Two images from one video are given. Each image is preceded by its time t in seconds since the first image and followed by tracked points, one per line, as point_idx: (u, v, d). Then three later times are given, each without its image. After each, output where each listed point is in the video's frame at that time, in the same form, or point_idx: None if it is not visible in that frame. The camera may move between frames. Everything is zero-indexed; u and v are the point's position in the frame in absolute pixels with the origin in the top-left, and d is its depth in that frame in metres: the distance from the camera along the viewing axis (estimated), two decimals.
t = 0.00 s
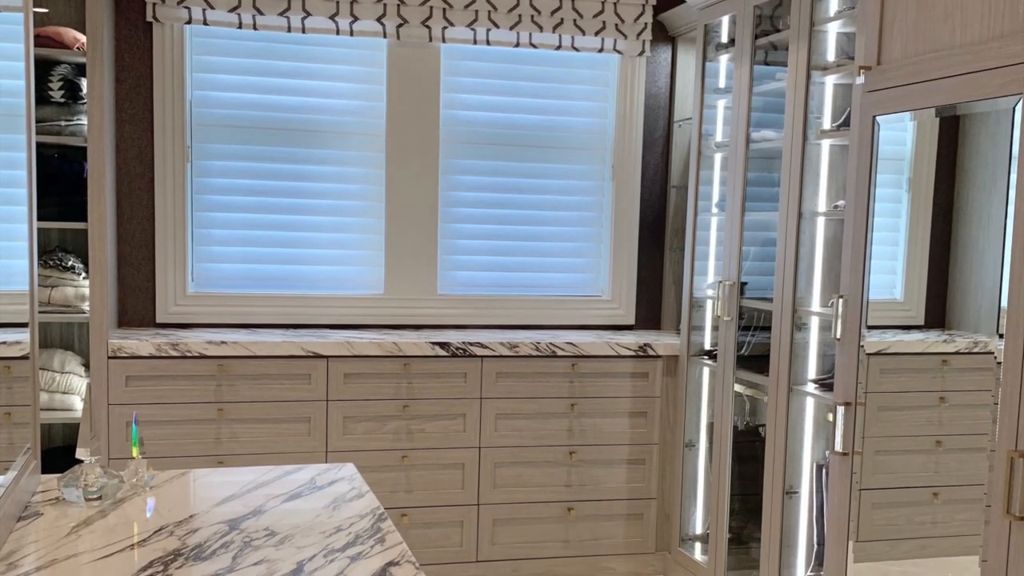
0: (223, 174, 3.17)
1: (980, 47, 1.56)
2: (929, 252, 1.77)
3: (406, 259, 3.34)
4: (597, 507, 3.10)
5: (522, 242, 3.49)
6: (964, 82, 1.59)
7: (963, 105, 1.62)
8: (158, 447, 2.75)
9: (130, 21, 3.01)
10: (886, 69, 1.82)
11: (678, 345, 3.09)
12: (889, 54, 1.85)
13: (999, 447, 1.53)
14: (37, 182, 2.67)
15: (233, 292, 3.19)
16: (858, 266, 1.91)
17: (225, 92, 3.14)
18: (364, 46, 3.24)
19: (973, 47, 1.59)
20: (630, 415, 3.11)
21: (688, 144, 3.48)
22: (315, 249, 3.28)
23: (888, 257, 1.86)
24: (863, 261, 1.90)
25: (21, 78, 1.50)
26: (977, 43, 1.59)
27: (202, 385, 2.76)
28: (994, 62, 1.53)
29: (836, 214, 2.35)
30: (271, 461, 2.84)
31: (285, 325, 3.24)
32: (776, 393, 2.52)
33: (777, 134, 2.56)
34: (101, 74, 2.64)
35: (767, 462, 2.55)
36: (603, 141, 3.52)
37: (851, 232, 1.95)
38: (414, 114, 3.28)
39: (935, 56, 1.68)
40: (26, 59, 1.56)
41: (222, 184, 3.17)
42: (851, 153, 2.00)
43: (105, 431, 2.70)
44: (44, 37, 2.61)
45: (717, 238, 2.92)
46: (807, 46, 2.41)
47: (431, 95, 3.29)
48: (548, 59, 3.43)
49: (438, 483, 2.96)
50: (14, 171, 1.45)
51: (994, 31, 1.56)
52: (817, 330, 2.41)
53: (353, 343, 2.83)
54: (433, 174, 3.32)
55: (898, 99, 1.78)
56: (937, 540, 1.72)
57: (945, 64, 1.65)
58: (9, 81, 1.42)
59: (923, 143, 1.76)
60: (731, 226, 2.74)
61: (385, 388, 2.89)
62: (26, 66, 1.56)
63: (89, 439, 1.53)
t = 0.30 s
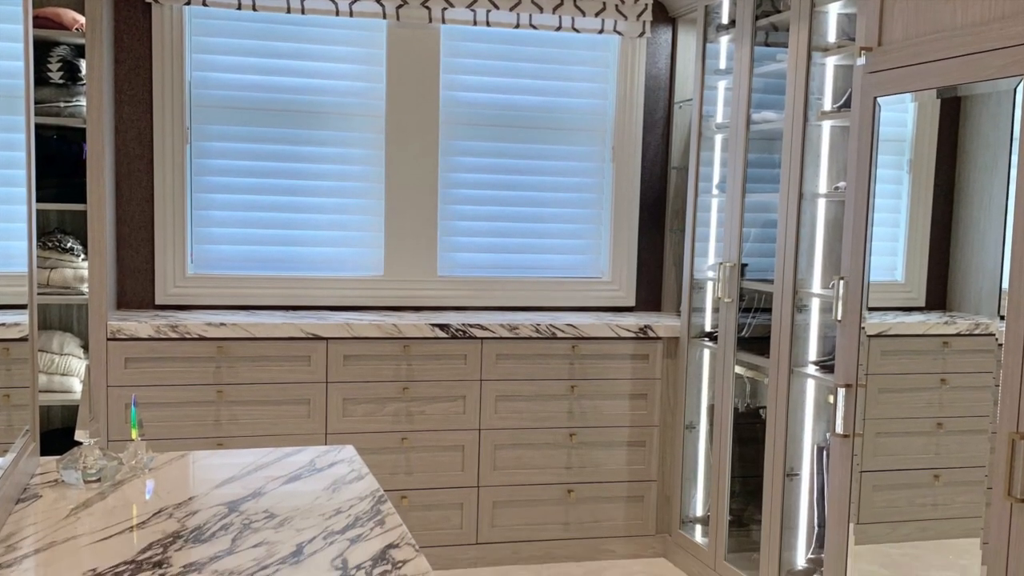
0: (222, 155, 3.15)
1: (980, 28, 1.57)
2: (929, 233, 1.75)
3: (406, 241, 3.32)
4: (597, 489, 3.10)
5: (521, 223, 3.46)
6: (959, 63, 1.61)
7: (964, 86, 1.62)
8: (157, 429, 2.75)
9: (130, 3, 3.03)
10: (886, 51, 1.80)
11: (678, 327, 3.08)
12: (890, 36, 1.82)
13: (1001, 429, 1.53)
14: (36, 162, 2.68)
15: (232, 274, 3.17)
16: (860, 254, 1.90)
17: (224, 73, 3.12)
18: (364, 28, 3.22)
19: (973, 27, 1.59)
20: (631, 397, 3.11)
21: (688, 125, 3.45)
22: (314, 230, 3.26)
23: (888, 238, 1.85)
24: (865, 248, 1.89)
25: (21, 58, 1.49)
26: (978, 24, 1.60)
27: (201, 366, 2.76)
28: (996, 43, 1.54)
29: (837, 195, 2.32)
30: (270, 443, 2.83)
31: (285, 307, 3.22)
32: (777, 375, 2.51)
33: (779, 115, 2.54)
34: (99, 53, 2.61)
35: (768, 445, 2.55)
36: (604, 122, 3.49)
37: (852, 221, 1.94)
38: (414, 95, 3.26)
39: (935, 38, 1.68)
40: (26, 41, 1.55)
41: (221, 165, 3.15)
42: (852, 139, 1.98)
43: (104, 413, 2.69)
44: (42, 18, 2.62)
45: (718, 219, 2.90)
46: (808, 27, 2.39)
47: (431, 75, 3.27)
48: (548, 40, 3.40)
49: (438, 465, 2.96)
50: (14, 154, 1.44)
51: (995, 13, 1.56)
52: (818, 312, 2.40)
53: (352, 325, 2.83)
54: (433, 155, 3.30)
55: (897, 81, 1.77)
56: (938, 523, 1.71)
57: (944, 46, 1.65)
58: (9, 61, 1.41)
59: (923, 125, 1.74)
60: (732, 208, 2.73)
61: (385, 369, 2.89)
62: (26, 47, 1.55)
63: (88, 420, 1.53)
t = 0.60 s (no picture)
0: (221, 137, 3.13)
1: (982, 9, 1.58)
2: (930, 215, 1.73)
3: (406, 222, 3.30)
4: (597, 471, 3.10)
5: (521, 205, 3.44)
6: (961, 44, 1.62)
7: (966, 68, 1.63)
8: (157, 411, 2.75)
9: None
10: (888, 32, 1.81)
11: (678, 308, 3.08)
12: (890, 17, 1.82)
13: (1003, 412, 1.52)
14: (35, 144, 2.65)
15: (232, 256, 3.16)
16: (860, 230, 1.91)
17: (222, 53, 3.10)
18: (363, 8, 3.19)
19: (974, 9, 1.60)
20: (631, 378, 3.10)
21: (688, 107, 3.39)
22: (313, 212, 3.24)
23: (889, 219, 1.85)
24: (864, 222, 1.90)
25: (19, 38, 1.48)
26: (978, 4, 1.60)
27: (201, 348, 2.76)
28: (998, 24, 1.54)
29: (837, 176, 2.29)
30: (270, 425, 2.83)
31: (284, 289, 3.21)
32: (778, 357, 2.50)
33: (779, 96, 2.52)
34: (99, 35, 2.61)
35: (769, 427, 2.54)
36: (605, 103, 3.46)
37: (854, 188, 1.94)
38: (414, 76, 3.23)
39: (936, 19, 1.68)
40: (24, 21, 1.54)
41: (220, 146, 3.13)
42: (853, 118, 2.00)
43: (104, 395, 2.69)
44: None
45: (718, 200, 2.88)
46: (809, 8, 2.37)
47: (430, 55, 3.24)
48: (548, 21, 3.38)
49: (438, 447, 2.96)
50: (13, 135, 1.44)
51: None
52: (818, 293, 2.38)
53: (352, 307, 2.82)
54: (433, 136, 3.28)
55: (898, 62, 1.78)
56: (940, 505, 1.70)
57: (946, 27, 1.66)
58: (8, 41, 1.40)
59: (923, 106, 1.75)
60: (732, 189, 2.71)
61: (385, 351, 2.88)
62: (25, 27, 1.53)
63: (85, 403, 1.52)
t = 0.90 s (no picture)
0: (220, 118, 3.11)
1: None
2: (931, 196, 1.71)
3: (406, 204, 3.28)
4: (597, 453, 3.10)
5: (521, 186, 3.42)
6: (957, 26, 1.65)
7: (966, 49, 1.64)
8: (155, 392, 2.74)
9: None
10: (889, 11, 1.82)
11: (678, 290, 3.07)
12: None
13: (1004, 395, 1.53)
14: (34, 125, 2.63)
15: (231, 237, 3.14)
16: (863, 211, 1.92)
17: (222, 34, 3.08)
18: None
19: None
20: (631, 360, 3.10)
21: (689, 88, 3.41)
22: (312, 193, 3.22)
23: (890, 200, 1.84)
24: (866, 203, 1.91)
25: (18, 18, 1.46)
26: None
27: (200, 330, 2.76)
28: (998, 5, 1.56)
29: (840, 157, 2.25)
30: (269, 407, 2.83)
31: (283, 271, 3.19)
32: (778, 339, 2.50)
33: (780, 77, 2.50)
34: (98, 14, 2.62)
35: (770, 409, 2.54)
36: (605, 84, 3.44)
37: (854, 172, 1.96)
38: (414, 56, 3.21)
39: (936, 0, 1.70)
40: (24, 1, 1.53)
41: (219, 127, 3.11)
42: (856, 98, 2.02)
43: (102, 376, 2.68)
44: None
45: (719, 181, 2.85)
46: None
47: (430, 36, 3.22)
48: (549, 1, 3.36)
49: (438, 429, 2.96)
50: (13, 116, 1.44)
51: None
52: (820, 275, 2.36)
53: (351, 289, 2.82)
54: (433, 118, 3.26)
55: (901, 42, 1.80)
56: (941, 487, 1.69)
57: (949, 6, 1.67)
58: (8, 21, 1.39)
59: (924, 87, 1.75)
60: (733, 171, 2.70)
61: (384, 333, 2.88)
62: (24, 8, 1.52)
63: (84, 385, 1.51)
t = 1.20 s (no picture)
0: (220, 100, 3.09)
1: None
2: (931, 177, 1.70)
3: (405, 185, 3.26)
4: (597, 435, 3.11)
5: (522, 167, 3.40)
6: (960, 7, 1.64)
7: (969, 30, 1.63)
8: (154, 374, 2.74)
9: None
10: None
11: (678, 272, 3.07)
12: None
13: (1004, 376, 1.53)
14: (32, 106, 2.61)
15: (230, 219, 3.12)
16: (863, 193, 1.91)
17: (221, 15, 3.06)
18: None
19: None
20: (632, 342, 3.10)
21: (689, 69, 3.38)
22: (311, 175, 3.20)
23: (891, 182, 1.83)
24: (866, 185, 1.90)
25: None
26: None
27: (199, 311, 2.75)
28: None
29: (839, 139, 2.24)
30: (268, 389, 2.83)
31: (283, 252, 3.18)
32: (779, 320, 2.50)
33: (781, 58, 2.49)
34: None
35: (771, 391, 2.53)
36: (606, 65, 3.41)
37: (854, 156, 1.94)
38: (414, 37, 3.19)
39: None
40: None
41: (218, 109, 3.09)
42: (857, 79, 2.01)
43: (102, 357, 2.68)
44: None
45: (720, 162, 2.83)
46: None
47: (430, 16, 3.20)
48: None
49: (438, 410, 2.96)
50: (13, 98, 1.43)
51: None
52: (820, 256, 2.34)
53: (351, 270, 2.81)
54: (433, 98, 3.23)
55: (901, 23, 1.79)
56: (942, 469, 1.68)
57: None
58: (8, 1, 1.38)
59: (926, 68, 1.74)
60: (734, 152, 2.69)
61: (384, 314, 2.88)
62: None
63: (84, 366, 1.50)
